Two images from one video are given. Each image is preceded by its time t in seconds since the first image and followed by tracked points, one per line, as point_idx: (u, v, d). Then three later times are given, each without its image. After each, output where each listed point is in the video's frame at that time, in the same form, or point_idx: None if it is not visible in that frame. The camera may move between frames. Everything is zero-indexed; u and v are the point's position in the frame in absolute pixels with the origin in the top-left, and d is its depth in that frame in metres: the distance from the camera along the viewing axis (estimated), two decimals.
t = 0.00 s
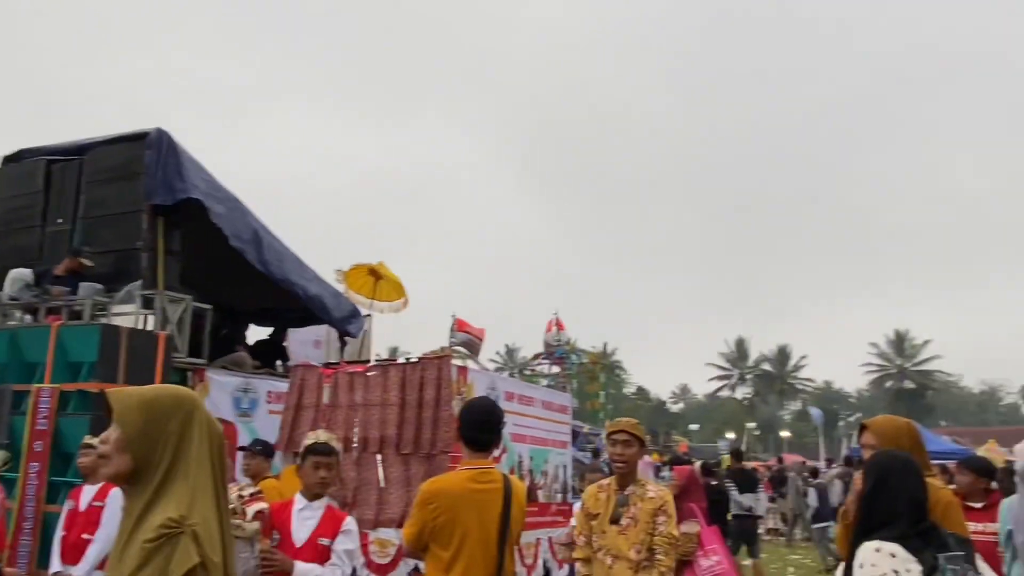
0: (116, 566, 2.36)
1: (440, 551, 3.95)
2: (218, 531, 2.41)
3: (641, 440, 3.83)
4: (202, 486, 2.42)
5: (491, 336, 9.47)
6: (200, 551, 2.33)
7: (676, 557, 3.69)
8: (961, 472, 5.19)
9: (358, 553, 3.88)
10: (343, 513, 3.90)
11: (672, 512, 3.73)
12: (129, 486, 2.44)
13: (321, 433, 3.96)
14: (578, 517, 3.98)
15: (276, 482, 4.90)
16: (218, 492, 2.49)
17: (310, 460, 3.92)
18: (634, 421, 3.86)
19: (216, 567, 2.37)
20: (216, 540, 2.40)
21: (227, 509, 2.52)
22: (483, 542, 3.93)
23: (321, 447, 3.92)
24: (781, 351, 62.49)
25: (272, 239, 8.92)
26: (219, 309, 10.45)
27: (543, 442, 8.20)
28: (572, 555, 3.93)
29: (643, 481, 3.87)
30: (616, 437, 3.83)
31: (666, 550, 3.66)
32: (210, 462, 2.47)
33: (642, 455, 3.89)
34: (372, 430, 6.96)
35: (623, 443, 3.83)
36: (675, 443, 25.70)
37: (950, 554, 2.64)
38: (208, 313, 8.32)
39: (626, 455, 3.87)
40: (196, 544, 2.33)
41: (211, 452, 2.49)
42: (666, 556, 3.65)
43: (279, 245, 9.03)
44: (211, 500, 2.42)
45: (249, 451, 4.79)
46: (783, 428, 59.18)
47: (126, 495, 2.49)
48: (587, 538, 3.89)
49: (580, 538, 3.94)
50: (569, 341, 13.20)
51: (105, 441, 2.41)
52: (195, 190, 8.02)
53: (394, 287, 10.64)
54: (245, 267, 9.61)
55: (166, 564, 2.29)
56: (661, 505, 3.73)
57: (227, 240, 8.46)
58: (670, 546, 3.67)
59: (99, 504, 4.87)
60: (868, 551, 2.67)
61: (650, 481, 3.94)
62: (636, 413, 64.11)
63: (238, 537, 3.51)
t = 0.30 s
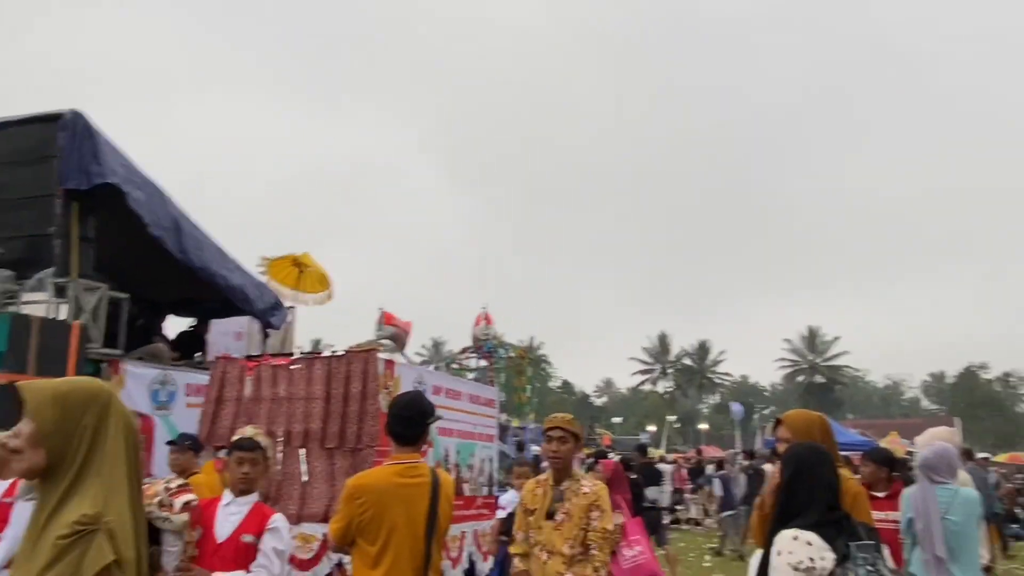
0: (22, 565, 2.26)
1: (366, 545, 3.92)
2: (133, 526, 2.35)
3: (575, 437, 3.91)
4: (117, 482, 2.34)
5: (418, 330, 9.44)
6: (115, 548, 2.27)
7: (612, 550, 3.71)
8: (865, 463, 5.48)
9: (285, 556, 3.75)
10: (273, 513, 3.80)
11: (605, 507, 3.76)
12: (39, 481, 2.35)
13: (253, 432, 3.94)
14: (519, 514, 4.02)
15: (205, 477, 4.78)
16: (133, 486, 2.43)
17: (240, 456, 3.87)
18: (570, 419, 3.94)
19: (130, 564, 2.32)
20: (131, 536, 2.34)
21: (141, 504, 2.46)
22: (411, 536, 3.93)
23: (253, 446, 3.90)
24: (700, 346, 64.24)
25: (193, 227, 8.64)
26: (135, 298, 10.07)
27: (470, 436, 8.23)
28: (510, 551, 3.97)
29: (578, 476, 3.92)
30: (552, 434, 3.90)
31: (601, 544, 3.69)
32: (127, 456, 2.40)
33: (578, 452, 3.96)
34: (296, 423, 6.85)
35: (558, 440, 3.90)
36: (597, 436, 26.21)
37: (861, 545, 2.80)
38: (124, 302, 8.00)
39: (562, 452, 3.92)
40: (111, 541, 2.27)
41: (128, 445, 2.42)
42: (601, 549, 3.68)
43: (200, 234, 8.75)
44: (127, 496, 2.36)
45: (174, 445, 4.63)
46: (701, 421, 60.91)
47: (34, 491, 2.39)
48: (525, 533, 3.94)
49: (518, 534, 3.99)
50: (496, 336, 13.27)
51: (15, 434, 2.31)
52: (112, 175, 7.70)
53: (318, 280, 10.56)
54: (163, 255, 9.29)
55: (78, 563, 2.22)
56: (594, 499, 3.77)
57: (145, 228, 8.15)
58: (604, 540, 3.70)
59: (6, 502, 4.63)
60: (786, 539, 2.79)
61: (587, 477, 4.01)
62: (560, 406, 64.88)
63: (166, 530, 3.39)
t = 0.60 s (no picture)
0: None
1: (304, 537, 3.89)
2: (61, 526, 2.30)
3: (516, 429, 3.96)
4: (48, 482, 2.28)
5: (357, 320, 9.36)
6: (41, 550, 2.23)
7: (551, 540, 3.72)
8: (790, 450, 5.63)
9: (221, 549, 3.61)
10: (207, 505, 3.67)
11: (546, 497, 3.78)
12: None
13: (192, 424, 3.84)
14: (464, 506, 4.06)
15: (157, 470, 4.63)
16: (65, 485, 2.37)
17: (173, 447, 3.77)
18: (513, 412, 3.99)
19: (57, 565, 2.27)
20: (58, 536, 2.29)
21: (73, 503, 2.40)
22: (349, 528, 3.92)
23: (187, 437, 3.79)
24: (638, 336, 65.26)
25: (124, 213, 8.37)
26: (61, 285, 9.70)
27: (409, 426, 8.21)
28: (454, 540, 4.01)
29: (520, 466, 3.94)
30: (491, 424, 3.96)
31: (540, 533, 3.69)
32: (59, 456, 2.34)
33: (520, 444, 4.00)
34: (232, 415, 6.73)
35: (499, 432, 3.94)
36: (535, 425, 26.40)
37: (792, 528, 2.92)
38: (51, 289, 7.72)
39: (501, 443, 3.96)
40: (37, 543, 2.22)
41: (61, 443, 2.35)
42: (539, 539, 3.68)
43: (132, 219, 8.47)
44: (57, 496, 2.30)
45: (125, 436, 4.44)
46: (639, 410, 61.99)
47: None
48: (469, 522, 3.99)
49: (462, 523, 4.02)
50: (437, 326, 13.24)
51: None
52: (39, 157, 7.41)
53: (254, 267, 10.33)
54: (92, 240, 8.97)
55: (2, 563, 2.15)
56: (535, 489, 3.78)
57: (74, 212, 7.86)
58: (542, 529, 3.70)
59: None
60: (725, 526, 2.84)
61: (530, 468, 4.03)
62: (501, 396, 65.16)
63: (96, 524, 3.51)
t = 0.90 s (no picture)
0: None
1: (274, 528, 3.87)
2: (25, 523, 2.27)
3: (480, 418, 3.92)
4: (13, 479, 2.25)
5: (326, 310, 9.28)
6: (4, 548, 2.19)
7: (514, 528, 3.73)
8: (752, 438, 5.74)
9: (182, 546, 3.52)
10: (172, 501, 3.57)
11: (511, 486, 3.77)
12: None
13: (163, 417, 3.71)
14: (432, 493, 4.06)
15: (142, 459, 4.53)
16: (32, 484, 2.35)
17: (141, 439, 3.65)
18: (478, 400, 3.95)
19: (20, 563, 2.23)
20: (21, 533, 2.25)
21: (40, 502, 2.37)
22: (321, 518, 3.91)
23: (155, 430, 3.66)
24: (606, 326, 65.67)
25: (87, 201, 8.19)
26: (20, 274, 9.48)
27: (378, 417, 8.17)
28: (421, 528, 4.00)
29: (486, 454, 3.92)
30: (451, 414, 3.93)
31: (503, 523, 3.70)
32: (25, 454, 2.32)
33: (486, 432, 3.97)
34: (198, 405, 6.65)
35: (460, 421, 3.92)
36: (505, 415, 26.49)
37: (766, 519, 2.97)
38: (10, 278, 7.54)
39: (467, 432, 3.94)
40: None
41: (28, 442, 2.34)
42: (501, 528, 3.70)
43: (94, 207, 8.29)
44: (22, 494, 2.27)
45: (108, 429, 4.36)
46: (607, 400, 62.52)
47: None
48: (436, 511, 3.98)
49: (429, 511, 4.02)
50: (406, 316, 13.19)
51: None
52: None
53: (220, 256, 10.20)
54: (53, 228, 8.77)
55: None
56: (499, 479, 3.77)
57: (34, 199, 7.68)
58: (505, 518, 3.72)
59: None
60: (704, 515, 2.85)
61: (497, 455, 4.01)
62: (469, 385, 65.25)
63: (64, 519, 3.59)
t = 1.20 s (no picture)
0: None
1: (259, 515, 3.85)
2: (10, 512, 2.24)
3: (449, 401, 3.86)
4: None
5: (311, 297, 9.23)
6: None
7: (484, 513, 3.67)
8: (730, 423, 5.78)
9: (155, 541, 3.28)
10: (146, 491, 3.32)
11: (482, 470, 3.71)
12: None
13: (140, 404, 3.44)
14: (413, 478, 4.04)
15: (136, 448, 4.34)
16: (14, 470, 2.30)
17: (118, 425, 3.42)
18: (447, 384, 3.88)
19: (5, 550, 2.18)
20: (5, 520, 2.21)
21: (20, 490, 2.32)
22: (306, 505, 3.90)
23: (126, 418, 3.39)
24: (594, 313, 65.81)
25: (68, 188, 8.08)
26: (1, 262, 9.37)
27: (365, 404, 8.15)
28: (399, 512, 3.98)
29: (461, 439, 3.87)
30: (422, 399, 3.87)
31: (473, 507, 3.65)
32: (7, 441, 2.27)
33: (458, 415, 3.91)
34: (182, 393, 6.61)
35: (429, 406, 3.87)
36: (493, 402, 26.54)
37: (750, 504, 2.98)
38: None
39: (443, 417, 3.89)
40: None
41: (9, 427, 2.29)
42: (471, 512, 3.65)
43: (75, 194, 8.17)
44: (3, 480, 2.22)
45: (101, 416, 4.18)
46: (594, 386, 62.76)
47: None
48: (415, 495, 3.95)
49: (409, 495, 3.99)
50: (392, 302, 13.15)
51: None
52: None
53: (205, 243, 10.16)
54: (34, 216, 8.65)
55: None
56: (470, 464, 3.72)
57: (15, 186, 7.57)
58: (476, 503, 3.66)
59: None
60: (691, 502, 2.82)
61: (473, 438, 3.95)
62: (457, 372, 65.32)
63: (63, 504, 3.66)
